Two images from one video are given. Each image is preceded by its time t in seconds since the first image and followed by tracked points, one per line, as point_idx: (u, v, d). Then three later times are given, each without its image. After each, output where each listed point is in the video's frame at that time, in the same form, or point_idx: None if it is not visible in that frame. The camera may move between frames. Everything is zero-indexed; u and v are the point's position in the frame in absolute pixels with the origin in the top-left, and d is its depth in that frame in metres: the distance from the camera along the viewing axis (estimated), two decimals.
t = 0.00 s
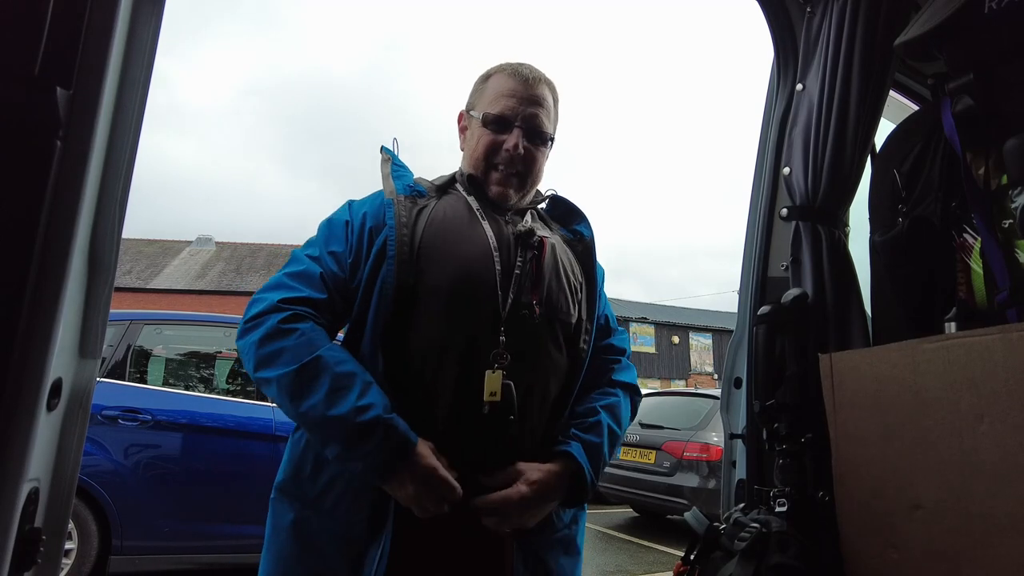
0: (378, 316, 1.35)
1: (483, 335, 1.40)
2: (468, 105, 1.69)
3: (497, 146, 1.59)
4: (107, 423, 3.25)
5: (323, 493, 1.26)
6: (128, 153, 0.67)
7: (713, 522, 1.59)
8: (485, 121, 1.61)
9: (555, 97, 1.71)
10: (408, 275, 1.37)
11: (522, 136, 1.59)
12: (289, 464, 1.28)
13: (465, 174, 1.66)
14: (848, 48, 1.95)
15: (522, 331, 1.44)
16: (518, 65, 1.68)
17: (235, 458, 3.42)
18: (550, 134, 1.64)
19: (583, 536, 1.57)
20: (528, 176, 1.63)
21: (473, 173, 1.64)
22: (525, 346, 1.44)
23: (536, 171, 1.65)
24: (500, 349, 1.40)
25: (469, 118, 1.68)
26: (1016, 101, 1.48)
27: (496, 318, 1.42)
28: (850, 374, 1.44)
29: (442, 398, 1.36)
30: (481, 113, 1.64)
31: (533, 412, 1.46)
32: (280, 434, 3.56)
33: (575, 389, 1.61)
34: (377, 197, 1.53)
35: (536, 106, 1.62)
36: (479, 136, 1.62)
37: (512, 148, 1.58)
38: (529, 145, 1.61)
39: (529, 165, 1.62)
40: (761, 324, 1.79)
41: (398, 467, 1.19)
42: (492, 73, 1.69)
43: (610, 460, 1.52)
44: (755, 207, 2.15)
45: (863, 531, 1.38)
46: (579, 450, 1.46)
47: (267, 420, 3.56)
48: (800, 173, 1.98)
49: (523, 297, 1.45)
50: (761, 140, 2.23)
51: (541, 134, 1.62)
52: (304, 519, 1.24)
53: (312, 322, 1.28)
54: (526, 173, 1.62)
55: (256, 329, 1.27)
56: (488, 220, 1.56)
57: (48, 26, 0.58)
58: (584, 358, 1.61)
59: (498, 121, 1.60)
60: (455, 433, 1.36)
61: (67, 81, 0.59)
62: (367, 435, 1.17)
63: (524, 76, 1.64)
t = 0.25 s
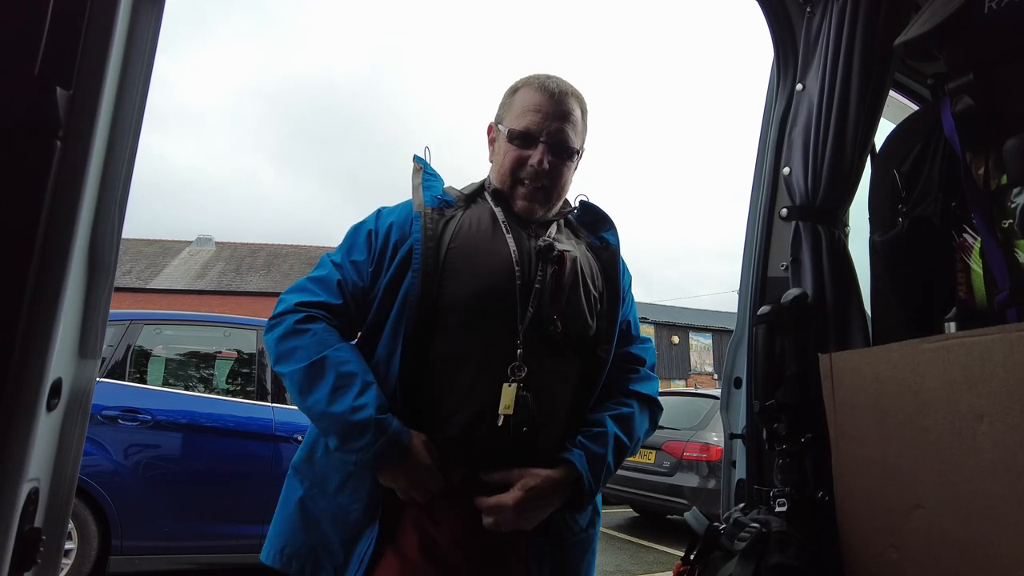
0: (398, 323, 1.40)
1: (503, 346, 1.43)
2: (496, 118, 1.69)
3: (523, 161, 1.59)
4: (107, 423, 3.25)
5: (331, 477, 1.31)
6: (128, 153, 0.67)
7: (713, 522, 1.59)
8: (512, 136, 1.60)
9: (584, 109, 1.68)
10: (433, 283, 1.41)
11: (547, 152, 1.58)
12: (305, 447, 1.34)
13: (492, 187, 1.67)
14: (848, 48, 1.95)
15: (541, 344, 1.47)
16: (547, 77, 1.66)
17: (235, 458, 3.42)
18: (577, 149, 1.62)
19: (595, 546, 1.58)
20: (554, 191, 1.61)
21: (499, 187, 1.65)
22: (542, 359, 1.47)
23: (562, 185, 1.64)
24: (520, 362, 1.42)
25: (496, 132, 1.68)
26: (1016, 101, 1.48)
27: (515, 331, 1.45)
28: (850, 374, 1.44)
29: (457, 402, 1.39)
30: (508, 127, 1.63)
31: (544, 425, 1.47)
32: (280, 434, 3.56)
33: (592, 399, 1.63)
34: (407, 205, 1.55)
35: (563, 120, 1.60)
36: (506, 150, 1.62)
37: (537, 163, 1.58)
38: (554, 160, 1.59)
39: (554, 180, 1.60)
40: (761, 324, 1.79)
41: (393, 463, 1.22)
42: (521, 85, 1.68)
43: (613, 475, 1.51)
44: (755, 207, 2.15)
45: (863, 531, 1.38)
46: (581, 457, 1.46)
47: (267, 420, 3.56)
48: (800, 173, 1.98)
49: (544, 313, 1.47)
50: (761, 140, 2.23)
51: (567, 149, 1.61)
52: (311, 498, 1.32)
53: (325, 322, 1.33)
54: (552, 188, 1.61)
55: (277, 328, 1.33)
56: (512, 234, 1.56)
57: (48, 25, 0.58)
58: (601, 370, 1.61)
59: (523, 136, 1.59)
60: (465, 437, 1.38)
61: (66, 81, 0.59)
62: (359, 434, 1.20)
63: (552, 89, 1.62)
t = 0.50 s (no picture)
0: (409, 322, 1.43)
1: (514, 346, 1.44)
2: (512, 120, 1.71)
3: (535, 162, 1.60)
4: (107, 423, 3.25)
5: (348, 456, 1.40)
6: (128, 153, 0.67)
7: (713, 521, 1.59)
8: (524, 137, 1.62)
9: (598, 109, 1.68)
10: (438, 284, 1.45)
11: (558, 151, 1.59)
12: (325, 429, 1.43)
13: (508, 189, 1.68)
14: (848, 47, 1.95)
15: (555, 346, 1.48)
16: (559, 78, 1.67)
17: (235, 458, 3.42)
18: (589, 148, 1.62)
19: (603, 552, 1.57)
20: (564, 191, 1.61)
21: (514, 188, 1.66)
22: (557, 359, 1.48)
23: (576, 184, 1.64)
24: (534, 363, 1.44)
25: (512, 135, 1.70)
26: (1016, 101, 1.48)
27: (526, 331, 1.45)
28: (849, 373, 1.44)
29: (467, 400, 1.40)
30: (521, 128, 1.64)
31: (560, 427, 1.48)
32: (280, 434, 3.56)
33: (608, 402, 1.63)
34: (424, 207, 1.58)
35: (575, 120, 1.60)
36: (519, 151, 1.63)
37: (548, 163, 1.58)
38: (566, 160, 1.59)
39: (564, 179, 1.60)
40: (761, 324, 1.79)
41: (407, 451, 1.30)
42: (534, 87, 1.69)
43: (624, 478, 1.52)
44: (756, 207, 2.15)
45: (862, 530, 1.39)
46: (596, 461, 1.46)
47: (267, 420, 3.56)
48: (800, 173, 1.98)
49: (555, 315, 1.47)
50: (761, 140, 2.23)
51: (579, 148, 1.61)
52: (330, 475, 1.40)
53: (344, 318, 1.41)
54: (565, 187, 1.61)
55: (301, 321, 1.42)
56: (525, 237, 1.56)
57: (48, 25, 0.58)
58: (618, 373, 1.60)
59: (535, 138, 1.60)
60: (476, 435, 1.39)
61: (66, 81, 0.59)
62: (376, 423, 1.29)
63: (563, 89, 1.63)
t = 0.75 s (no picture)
0: (405, 323, 1.43)
1: (512, 346, 1.44)
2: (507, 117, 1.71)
3: (528, 157, 1.60)
4: (107, 423, 3.25)
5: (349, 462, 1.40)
6: (129, 153, 0.67)
7: (713, 521, 1.59)
8: (518, 134, 1.63)
9: (592, 104, 1.68)
10: (433, 284, 1.46)
11: (551, 146, 1.59)
12: (327, 434, 1.42)
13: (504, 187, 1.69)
14: (848, 47, 1.95)
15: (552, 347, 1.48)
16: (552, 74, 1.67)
17: (235, 458, 3.42)
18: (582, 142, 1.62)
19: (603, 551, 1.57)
20: (559, 188, 1.61)
21: (510, 185, 1.67)
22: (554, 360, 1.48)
23: (570, 180, 1.64)
24: (528, 367, 1.43)
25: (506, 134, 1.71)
26: (1016, 101, 1.48)
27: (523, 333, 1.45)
28: (849, 374, 1.44)
29: (463, 404, 1.40)
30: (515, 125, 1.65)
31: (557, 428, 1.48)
32: (279, 434, 3.56)
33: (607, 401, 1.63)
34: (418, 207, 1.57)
35: (567, 114, 1.60)
36: (513, 148, 1.64)
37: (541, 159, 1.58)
38: (559, 154, 1.59)
39: (559, 176, 1.60)
40: (760, 324, 1.79)
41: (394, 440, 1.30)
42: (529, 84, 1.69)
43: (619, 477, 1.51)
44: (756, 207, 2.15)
45: (862, 531, 1.39)
46: (589, 462, 1.46)
47: (266, 420, 3.56)
48: (799, 173, 1.98)
49: (551, 316, 1.47)
50: (761, 140, 2.23)
51: (572, 143, 1.61)
52: (333, 481, 1.39)
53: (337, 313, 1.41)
54: (560, 182, 1.61)
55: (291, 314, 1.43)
56: (521, 237, 1.56)
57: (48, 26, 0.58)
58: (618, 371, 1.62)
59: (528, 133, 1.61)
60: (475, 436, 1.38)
61: (66, 81, 0.59)
62: (365, 412, 1.29)
63: (556, 84, 1.63)
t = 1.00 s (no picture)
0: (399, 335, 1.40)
1: (500, 371, 1.44)
2: (499, 127, 1.64)
3: (523, 180, 1.55)
4: (107, 423, 3.26)
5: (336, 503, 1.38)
6: (128, 152, 0.67)
7: (713, 522, 1.59)
8: (512, 152, 1.56)
9: (588, 119, 1.62)
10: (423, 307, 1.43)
11: (547, 169, 1.54)
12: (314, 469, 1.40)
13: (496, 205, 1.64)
14: (848, 47, 1.95)
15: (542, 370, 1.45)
16: (548, 84, 1.58)
17: (235, 458, 3.42)
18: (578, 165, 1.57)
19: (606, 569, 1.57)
20: (557, 208, 1.58)
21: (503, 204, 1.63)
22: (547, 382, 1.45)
23: (564, 201, 1.60)
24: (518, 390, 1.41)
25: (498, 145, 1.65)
26: (1016, 101, 1.48)
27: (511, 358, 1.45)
28: (849, 374, 1.44)
29: (451, 429, 1.40)
30: (509, 142, 1.58)
31: (552, 454, 1.44)
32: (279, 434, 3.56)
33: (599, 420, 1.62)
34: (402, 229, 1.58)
35: (564, 136, 1.54)
36: (508, 167, 1.58)
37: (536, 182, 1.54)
38: (555, 178, 1.55)
39: (557, 196, 1.57)
40: (760, 324, 1.80)
41: (347, 495, 1.20)
42: (523, 93, 1.60)
43: (625, 496, 1.51)
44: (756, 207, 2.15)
45: (862, 531, 1.39)
46: (590, 488, 1.45)
47: (266, 420, 3.56)
48: (799, 173, 1.98)
49: (545, 338, 1.44)
50: (761, 139, 2.23)
51: (569, 165, 1.56)
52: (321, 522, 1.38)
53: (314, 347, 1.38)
54: (553, 205, 1.58)
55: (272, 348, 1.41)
56: (508, 257, 1.55)
57: (48, 26, 0.58)
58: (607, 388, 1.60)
59: (524, 154, 1.55)
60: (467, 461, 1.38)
61: (66, 81, 0.59)
62: (315, 461, 1.20)
63: (552, 99, 1.55)
